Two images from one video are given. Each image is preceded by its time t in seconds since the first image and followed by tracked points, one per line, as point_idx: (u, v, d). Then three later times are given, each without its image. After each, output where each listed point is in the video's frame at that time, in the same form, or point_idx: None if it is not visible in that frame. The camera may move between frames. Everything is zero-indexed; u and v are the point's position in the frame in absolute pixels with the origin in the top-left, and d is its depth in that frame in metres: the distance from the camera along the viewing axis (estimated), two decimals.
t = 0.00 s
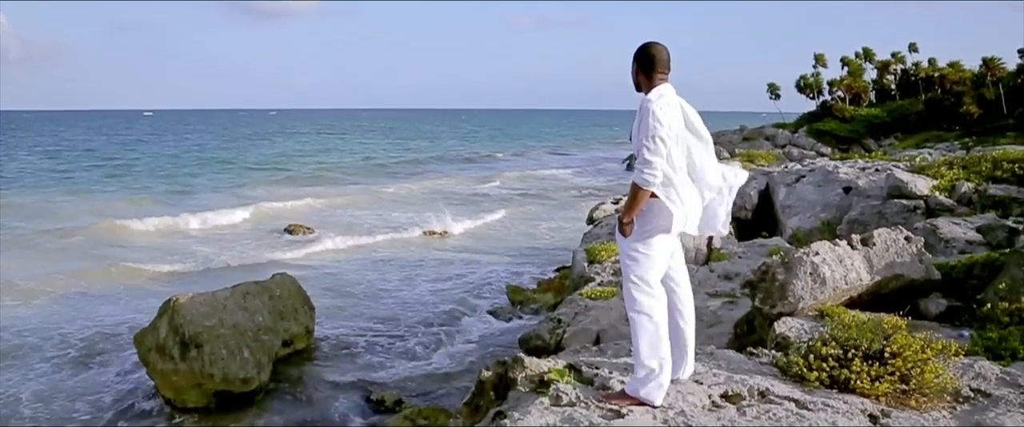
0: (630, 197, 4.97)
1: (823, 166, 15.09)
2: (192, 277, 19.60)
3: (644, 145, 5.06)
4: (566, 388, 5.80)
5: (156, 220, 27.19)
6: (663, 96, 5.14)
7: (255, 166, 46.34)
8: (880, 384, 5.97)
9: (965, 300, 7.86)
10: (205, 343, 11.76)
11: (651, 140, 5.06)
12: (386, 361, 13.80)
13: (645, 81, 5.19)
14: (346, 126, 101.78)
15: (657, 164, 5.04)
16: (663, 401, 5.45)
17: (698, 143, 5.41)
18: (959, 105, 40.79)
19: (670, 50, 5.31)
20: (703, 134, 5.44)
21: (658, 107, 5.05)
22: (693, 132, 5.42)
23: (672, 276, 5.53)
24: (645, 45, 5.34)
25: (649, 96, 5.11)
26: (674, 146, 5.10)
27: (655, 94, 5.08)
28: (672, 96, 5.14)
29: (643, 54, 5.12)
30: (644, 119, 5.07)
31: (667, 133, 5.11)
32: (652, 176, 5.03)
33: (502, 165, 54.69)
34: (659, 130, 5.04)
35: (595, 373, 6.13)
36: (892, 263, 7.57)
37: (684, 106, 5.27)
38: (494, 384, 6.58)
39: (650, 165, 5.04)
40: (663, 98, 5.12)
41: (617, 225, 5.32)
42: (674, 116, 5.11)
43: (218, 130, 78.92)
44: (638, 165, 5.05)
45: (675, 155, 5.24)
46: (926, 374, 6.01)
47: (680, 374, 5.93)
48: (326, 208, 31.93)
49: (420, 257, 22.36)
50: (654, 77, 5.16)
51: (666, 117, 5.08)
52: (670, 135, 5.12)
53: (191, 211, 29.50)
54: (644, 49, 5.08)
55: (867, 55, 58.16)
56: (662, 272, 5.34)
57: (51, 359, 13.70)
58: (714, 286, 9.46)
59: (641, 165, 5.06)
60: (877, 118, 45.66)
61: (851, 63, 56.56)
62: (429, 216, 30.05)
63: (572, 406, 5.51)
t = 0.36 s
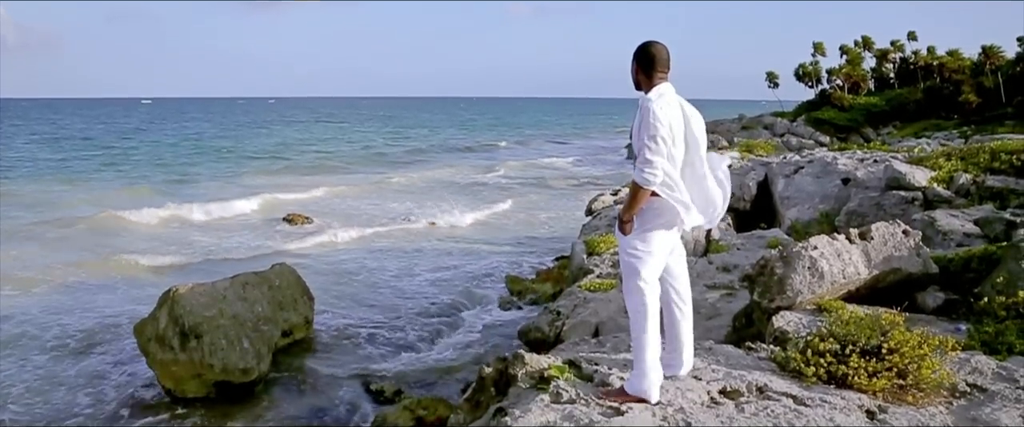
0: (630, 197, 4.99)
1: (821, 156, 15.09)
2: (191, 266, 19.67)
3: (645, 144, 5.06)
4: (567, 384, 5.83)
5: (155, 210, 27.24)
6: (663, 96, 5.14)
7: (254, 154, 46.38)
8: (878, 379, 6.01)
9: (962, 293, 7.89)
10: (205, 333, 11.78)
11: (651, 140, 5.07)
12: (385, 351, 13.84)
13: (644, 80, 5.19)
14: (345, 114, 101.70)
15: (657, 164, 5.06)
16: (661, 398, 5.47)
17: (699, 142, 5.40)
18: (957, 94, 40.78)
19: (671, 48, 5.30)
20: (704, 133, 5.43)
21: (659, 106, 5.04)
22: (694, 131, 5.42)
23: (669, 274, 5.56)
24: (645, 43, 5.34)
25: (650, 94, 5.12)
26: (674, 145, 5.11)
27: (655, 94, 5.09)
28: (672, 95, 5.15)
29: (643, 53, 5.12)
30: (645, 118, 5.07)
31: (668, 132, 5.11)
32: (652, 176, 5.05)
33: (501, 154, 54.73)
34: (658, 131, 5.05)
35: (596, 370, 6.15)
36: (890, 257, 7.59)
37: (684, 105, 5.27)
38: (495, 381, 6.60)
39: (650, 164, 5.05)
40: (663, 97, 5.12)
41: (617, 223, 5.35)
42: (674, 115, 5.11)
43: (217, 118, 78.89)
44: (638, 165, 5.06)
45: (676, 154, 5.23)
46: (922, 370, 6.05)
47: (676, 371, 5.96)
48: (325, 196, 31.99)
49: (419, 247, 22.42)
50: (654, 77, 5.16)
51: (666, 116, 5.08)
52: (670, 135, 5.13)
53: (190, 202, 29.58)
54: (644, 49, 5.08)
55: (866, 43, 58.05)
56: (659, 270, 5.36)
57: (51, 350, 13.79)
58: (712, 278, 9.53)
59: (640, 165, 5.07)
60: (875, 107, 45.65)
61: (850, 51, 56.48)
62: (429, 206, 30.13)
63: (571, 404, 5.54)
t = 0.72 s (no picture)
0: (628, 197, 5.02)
1: (820, 151, 15.11)
2: (191, 260, 19.71)
3: (644, 144, 5.09)
4: (566, 382, 5.86)
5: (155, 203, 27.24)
6: (662, 97, 5.17)
7: (253, 146, 46.33)
8: (874, 376, 6.04)
9: (959, 289, 7.91)
10: (205, 327, 11.80)
11: (650, 140, 5.09)
12: (385, 345, 13.88)
13: (643, 80, 5.22)
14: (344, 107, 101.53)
15: (656, 164, 5.07)
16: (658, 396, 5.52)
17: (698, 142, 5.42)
18: (956, 86, 40.74)
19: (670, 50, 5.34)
20: (704, 135, 5.44)
21: (657, 106, 5.08)
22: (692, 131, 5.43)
23: (668, 273, 5.59)
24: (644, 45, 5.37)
25: (648, 95, 5.14)
26: (673, 146, 5.12)
27: (653, 95, 5.12)
28: (670, 96, 5.18)
29: (642, 54, 5.16)
30: (644, 119, 5.10)
31: (666, 133, 5.13)
32: (651, 176, 5.07)
33: (500, 146, 54.74)
34: (657, 131, 5.08)
35: (595, 367, 6.18)
36: (887, 253, 7.61)
37: (683, 106, 5.29)
38: (494, 378, 6.63)
39: (649, 164, 5.06)
40: (662, 98, 5.15)
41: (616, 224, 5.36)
42: (673, 115, 5.14)
43: (216, 111, 78.78)
44: (638, 165, 5.08)
45: (675, 155, 5.26)
46: (918, 367, 6.07)
47: (674, 368, 6.00)
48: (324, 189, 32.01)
49: (419, 240, 22.45)
50: (652, 77, 5.19)
51: (665, 117, 5.11)
52: (669, 135, 5.15)
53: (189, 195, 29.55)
54: (643, 49, 5.11)
55: (865, 35, 57.95)
56: (658, 270, 5.39)
57: (52, 344, 13.81)
58: (711, 272, 9.57)
59: (639, 165, 5.09)
60: (874, 99, 45.62)
61: (849, 43, 56.38)
62: (428, 199, 30.11)
63: (571, 402, 5.56)
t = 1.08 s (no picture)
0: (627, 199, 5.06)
1: (819, 149, 15.15)
2: (191, 257, 19.72)
3: (642, 148, 5.12)
4: (565, 383, 5.88)
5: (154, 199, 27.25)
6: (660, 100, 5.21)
7: (252, 142, 46.32)
8: (870, 377, 6.08)
9: (955, 288, 7.94)
10: (205, 324, 11.83)
11: (648, 144, 5.12)
12: (384, 343, 13.91)
13: (641, 84, 5.27)
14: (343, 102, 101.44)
15: (655, 167, 5.11)
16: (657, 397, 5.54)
17: (696, 145, 5.46)
18: (955, 82, 40.74)
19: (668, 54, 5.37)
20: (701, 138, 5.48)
21: (656, 109, 5.10)
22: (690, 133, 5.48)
23: (666, 275, 5.61)
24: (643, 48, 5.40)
25: (647, 98, 5.18)
26: (671, 149, 5.15)
27: (651, 97, 5.15)
28: (669, 98, 5.21)
29: (640, 57, 5.21)
30: (642, 122, 5.13)
31: (665, 135, 5.16)
32: (649, 178, 5.10)
33: (499, 143, 54.73)
34: (655, 134, 5.11)
35: (594, 368, 6.20)
36: (885, 253, 7.64)
37: (681, 109, 5.33)
38: (494, 378, 6.64)
39: (647, 167, 5.10)
40: (660, 101, 5.18)
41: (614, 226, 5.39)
42: (671, 119, 5.17)
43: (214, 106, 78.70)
44: (636, 168, 5.12)
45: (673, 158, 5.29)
46: (914, 367, 6.11)
47: (672, 369, 6.03)
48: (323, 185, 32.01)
49: (418, 237, 22.48)
50: (650, 80, 5.23)
51: (664, 120, 5.14)
52: (667, 137, 5.18)
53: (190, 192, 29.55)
54: (640, 53, 5.16)
55: (864, 31, 57.94)
56: (657, 271, 5.42)
57: (51, 342, 13.81)
58: (709, 271, 9.60)
59: (638, 167, 5.13)
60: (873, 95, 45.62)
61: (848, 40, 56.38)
62: (427, 195, 30.12)
63: (570, 403, 5.58)
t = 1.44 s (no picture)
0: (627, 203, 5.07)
1: (818, 148, 15.18)
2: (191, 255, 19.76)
3: (642, 152, 5.13)
4: (565, 385, 5.91)
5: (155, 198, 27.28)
6: (659, 104, 5.23)
7: (251, 140, 46.34)
8: (869, 379, 6.10)
9: (953, 289, 7.96)
10: (205, 323, 11.86)
11: (648, 148, 5.14)
12: (383, 341, 13.95)
13: (641, 88, 5.30)
14: (342, 100, 101.42)
15: (654, 171, 5.12)
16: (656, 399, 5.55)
17: (694, 150, 5.49)
18: (955, 80, 40.75)
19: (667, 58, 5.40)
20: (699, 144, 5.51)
21: (655, 114, 5.12)
22: (688, 140, 5.51)
23: (665, 276, 5.63)
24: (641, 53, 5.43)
25: (646, 102, 5.20)
26: (670, 154, 5.16)
27: (650, 102, 5.18)
28: (668, 103, 5.24)
29: (639, 62, 5.23)
30: (642, 127, 5.14)
31: (665, 140, 5.18)
32: (649, 182, 5.11)
33: (499, 140, 54.78)
34: (655, 138, 5.12)
35: (594, 370, 6.22)
36: (884, 254, 7.66)
37: (681, 115, 5.36)
38: (495, 380, 6.65)
39: (646, 171, 5.12)
40: (660, 105, 5.20)
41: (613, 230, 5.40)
42: (670, 123, 5.19)
43: (214, 104, 78.69)
44: (635, 172, 5.13)
45: (672, 162, 5.30)
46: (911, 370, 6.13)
47: (671, 372, 6.06)
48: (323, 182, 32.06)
49: (418, 235, 22.52)
50: (650, 85, 5.27)
51: (663, 125, 5.16)
52: (667, 142, 5.20)
53: (189, 191, 29.56)
54: (640, 57, 5.18)
55: (864, 29, 57.94)
56: (655, 274, 5.43)
57: (52, 341, 13.82)
58: (708, 270, 9.64)
59: (638, 171, 5.14)
60: (873, 93, 45.62)
61: (848, 38, 56.38)
62: (426, 193, 30.17)
63: (570, 405, 5.60)
